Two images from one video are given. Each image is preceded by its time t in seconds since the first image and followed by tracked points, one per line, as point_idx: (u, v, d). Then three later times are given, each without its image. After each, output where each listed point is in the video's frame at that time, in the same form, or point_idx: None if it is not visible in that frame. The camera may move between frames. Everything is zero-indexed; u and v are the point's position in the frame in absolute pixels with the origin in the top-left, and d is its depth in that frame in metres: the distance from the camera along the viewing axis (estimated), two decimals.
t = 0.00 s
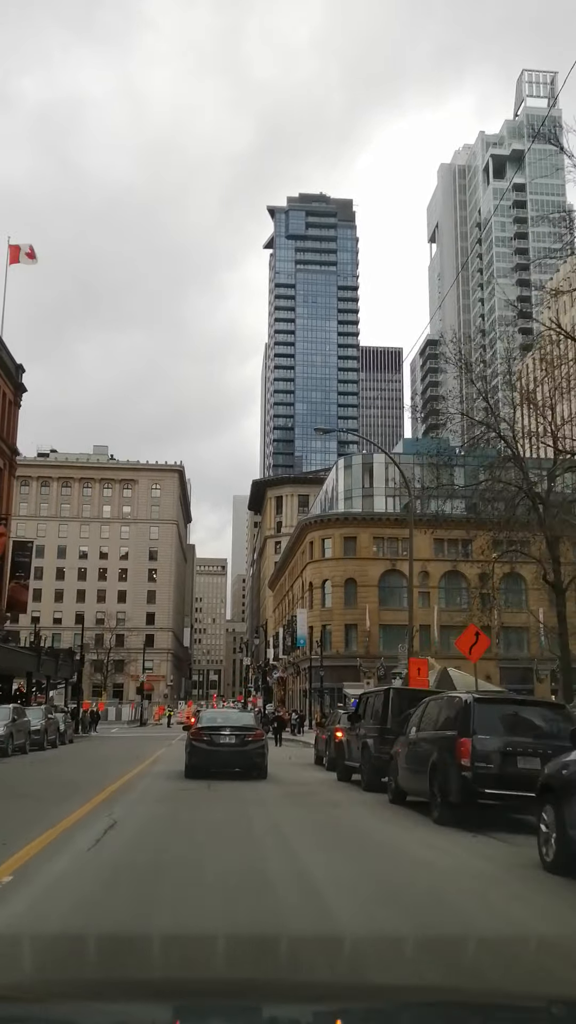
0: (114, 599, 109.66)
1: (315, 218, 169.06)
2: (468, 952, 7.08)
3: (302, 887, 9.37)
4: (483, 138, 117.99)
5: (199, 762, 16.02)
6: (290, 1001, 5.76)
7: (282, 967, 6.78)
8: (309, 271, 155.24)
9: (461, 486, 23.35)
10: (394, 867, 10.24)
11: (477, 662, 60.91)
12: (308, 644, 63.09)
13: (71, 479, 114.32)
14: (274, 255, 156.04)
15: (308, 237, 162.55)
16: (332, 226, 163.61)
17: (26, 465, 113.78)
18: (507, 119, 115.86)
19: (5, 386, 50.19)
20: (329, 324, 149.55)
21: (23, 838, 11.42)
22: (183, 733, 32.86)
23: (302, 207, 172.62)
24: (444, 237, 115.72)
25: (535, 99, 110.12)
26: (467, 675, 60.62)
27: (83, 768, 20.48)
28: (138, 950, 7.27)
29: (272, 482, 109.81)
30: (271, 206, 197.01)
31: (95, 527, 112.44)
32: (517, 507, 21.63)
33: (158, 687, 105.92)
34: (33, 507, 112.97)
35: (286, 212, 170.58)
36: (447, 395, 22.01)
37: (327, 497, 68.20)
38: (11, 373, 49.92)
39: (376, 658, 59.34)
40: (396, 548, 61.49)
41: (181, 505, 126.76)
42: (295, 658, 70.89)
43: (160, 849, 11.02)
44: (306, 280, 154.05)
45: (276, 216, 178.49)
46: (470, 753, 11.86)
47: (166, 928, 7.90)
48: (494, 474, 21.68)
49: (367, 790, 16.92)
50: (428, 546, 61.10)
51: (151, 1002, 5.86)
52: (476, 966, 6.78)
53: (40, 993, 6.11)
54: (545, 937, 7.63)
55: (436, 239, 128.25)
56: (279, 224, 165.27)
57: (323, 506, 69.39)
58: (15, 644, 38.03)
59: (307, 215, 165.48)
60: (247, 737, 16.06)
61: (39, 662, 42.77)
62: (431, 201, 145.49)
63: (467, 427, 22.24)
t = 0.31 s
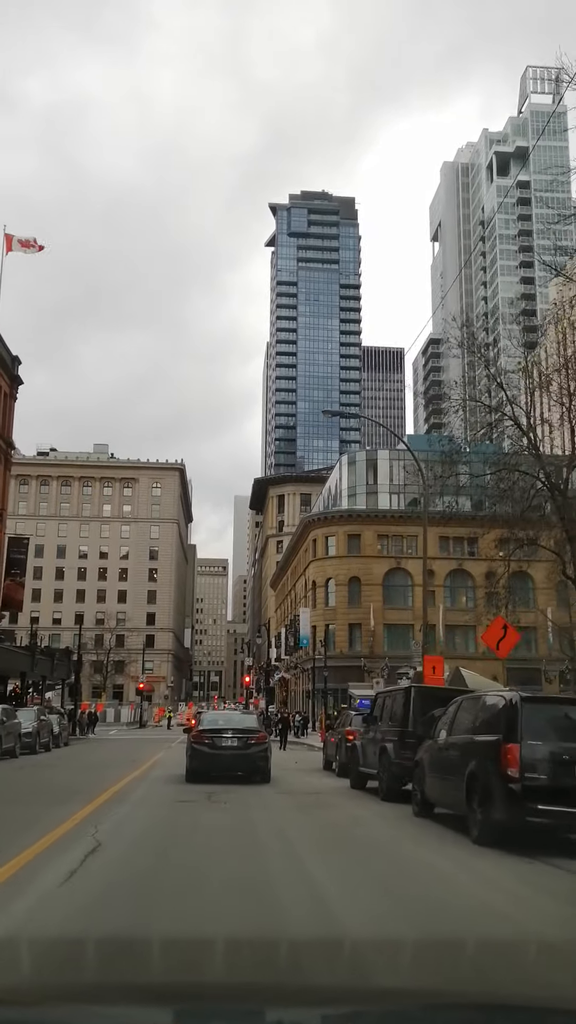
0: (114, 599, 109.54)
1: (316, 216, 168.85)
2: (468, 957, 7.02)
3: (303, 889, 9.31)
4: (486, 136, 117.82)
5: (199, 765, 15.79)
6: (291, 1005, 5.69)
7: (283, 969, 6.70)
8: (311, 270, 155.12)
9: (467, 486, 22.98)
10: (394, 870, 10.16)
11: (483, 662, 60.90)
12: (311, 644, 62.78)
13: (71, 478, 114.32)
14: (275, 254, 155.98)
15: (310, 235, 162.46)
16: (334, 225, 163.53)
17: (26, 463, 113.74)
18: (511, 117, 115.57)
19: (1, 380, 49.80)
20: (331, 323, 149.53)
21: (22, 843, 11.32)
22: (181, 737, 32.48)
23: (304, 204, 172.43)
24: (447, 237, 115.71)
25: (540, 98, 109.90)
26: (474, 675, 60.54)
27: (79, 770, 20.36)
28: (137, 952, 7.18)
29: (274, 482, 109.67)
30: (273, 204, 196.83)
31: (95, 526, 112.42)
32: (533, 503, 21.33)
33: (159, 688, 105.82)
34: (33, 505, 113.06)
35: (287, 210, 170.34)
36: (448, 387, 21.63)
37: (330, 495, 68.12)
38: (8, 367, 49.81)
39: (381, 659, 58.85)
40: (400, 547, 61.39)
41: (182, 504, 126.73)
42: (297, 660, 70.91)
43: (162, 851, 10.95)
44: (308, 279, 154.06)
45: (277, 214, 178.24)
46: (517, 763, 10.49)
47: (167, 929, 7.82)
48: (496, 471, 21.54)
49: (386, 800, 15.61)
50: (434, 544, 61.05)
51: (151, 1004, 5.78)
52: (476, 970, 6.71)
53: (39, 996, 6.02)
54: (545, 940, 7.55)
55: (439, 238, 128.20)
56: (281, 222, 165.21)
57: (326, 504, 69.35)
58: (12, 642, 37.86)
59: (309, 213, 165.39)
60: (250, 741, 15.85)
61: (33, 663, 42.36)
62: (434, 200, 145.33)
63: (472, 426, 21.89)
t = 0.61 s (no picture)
0: (114, 598, 109.38)
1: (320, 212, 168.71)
2: (471, 957, 6.92)
3: (302, 890, 9.20)
4: (491, 130, 117.69)
5: (199, 768, 15.56)
6: (292, 1003, 5.60)
7: (282, 969, 6.62)
8: (314, 267, 154.97)
9: (475, 481, 22.82)
10: (394, 872, 10.05)
11: (492, 661, 60.52)
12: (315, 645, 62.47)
13: (71, 475, 114.27)
14: (278, 251, 155.84)
15: (313, 233, 162.36)
16: (338, 222, 163.35)
17: (25, 459, 113.62)
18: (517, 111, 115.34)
19: None
20: (334, 322, 149.47)
21: (21, 844, 11.21)
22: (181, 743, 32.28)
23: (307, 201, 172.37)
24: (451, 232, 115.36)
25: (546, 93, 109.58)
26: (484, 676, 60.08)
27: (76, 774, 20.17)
28: (132, 953, 7.04)
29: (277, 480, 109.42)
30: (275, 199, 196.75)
31: (95, 524, 112.35)
32: (550, 495, 21.21)
33: (159, 688, 105.63)
34: (32, 504, 112.98)
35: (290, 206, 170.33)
36: (453, 380, 21.29)
37: (334, 492, 68.12)
38: (5, 357, 49.84)
39: (385, 657, 58.61)
40: (406, 544, 61.19)
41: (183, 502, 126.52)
42: (301, 661, 70.83)
43: (164, 853, 10.86)
44: (311, 276, 154.04)
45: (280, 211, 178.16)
46: None
47: (166, 930, 7.73)
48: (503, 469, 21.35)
49: (409, 810, 14.11)
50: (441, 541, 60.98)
51: (156, 1003, 5.70)
52: (480, 970, 6.62)
53: (40, 996, 5.92)
54: (544, 941, 7.46)
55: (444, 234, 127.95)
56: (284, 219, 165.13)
57: (330, 500, 69.24)
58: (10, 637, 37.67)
59: (312, 209, 165.27)
60: (252, 742, 15.65)
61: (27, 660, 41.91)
62: (438, 196, 145.21)
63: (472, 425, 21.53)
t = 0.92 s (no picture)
0: (114, 598, 109.26)
1: (322, 211, 168.60)
2: (472, 956, 6.84)
3: (301, 890, 9.12)
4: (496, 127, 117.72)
5: (200, 772, 15.31)
6: (292, 1004, 5.55)
7: (283, 968, 6.56)
8: (316, 266, 154.99)
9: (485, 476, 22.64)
10: (397, 872, 9.96)
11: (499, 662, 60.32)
12: (318, 647, 62.28)
13: (71, 474, 114.32)
14: (280, 251, 155.91)
15: (315, 233, 162.47)
16: (340, 222, 163.39)
17: (25, 459, 113.61)
18: (521, 109, 115.23)
19: None
20: (336, 323, 149.43)
21: (22, 845, 11.12)
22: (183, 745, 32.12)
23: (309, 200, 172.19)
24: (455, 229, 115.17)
25: (551, 90, 109.42)
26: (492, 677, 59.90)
27: (74, 775, 20.02)
28: (131, 954, 6.98)
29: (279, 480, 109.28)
30: (277, 199, 196.84)
31: (95, 523, 112.30)
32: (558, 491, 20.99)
33: (159, 689, 105.43)
34: (31, 504, 112.97)
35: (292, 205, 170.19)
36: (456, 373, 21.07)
37: (337, 491, 68.12)
38: (4, 353, 49.88)
39: (391, 659, 58.34)
40: (411, 543, 60.88)
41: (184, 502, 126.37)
42: (303, 663, 70.88)
43: (165, 853, 10.81)
44: (313, 276, 154.12)
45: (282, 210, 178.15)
46: None
47: (165, 930, 7.68)
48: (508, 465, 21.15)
49: (437, 828, 12.53)
50: (447, 540, 60.88)
51: (156, 1004, 5.64)
52: (480, 968, 6.55)
53: (39, 995, 5.86)
54: (543, 940, 7.38)
55: (447, 233, 127.82)
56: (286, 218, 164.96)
57: (333, 500, 69.20)
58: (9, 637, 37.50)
59: (314, 208, 165.31)
60: (256, 747, 15.44)
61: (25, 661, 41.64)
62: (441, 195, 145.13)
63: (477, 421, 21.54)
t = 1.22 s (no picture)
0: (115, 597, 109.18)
1: (327, 209, 168.41)
2: (472, 958, 6.80)
3: (301, 889, 9.10)
4: (503, 123, 117.20)
5: (202, 774, 15.06)
6: (292, 1006, 5.55)
7: (282, 969, 6.54)
8: (321, 264, 154.81)
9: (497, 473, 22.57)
10: (398, 873, 9.94)
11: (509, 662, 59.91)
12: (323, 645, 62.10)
13: (72, 471, 114.39)
14: (284, 249, 155.73)
15: (320, 230, 162.03)
16: (345, 218, 162.96)
17: (26, 455, 113.65)
18: (529, 105, 114.87)
19: None
20: (341, 321, 149.04)
21: (25, 845, 11.12)
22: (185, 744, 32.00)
23: (313, 198, 171.95)
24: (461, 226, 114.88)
25: (559, 86, 109.05)
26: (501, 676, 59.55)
27: (76, 774, 19.94)
28: (131, 954, 6.95)
29: (283, 478, 109.10)
30: (281, 197, 196.63)
31: (96, 520, 112.32)
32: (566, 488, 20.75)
33: (161, 689, 105.33)
34: (32, 502, 113.02)
35: (297, 203, 169.97)
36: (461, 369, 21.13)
37: (343, 487, 67.93)
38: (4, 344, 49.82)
39: (398, 659, 58.15)
40: (419, 540, 60.58)
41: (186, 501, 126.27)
42: (308, 661, 70.74)
43: (166, 852, 10.80)
44: (317, 274, 153.75)
45: (287, 208, 177.93)
46: None
47: (165, 931, 7.65)
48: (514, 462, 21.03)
49: (475, 844, 11.24)
50: (456, 537, 60.58)
51: (158, 1006, 5.63)
52: (480, 970, 6.51)
53: (40, 995, 5.88)
54: (543, 942, 7.33)
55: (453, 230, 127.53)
56: (290, 215, 164.75)
57: (338, 497, 68.95)
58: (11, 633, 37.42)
59: (319, 206, 165.09)
60: (261, 748, 15.17)
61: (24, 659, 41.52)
62: (447, 193, 144.81)
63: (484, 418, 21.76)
